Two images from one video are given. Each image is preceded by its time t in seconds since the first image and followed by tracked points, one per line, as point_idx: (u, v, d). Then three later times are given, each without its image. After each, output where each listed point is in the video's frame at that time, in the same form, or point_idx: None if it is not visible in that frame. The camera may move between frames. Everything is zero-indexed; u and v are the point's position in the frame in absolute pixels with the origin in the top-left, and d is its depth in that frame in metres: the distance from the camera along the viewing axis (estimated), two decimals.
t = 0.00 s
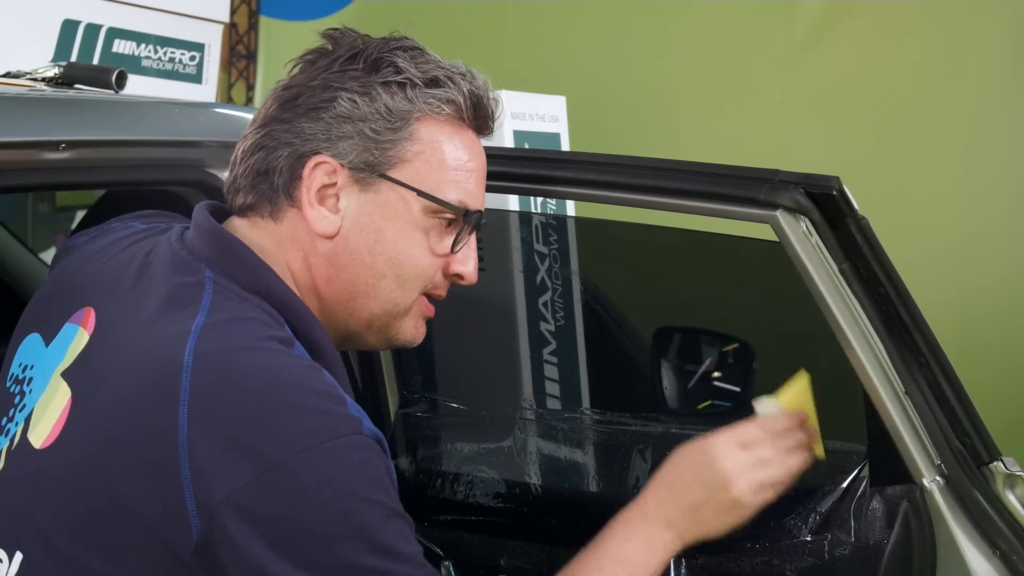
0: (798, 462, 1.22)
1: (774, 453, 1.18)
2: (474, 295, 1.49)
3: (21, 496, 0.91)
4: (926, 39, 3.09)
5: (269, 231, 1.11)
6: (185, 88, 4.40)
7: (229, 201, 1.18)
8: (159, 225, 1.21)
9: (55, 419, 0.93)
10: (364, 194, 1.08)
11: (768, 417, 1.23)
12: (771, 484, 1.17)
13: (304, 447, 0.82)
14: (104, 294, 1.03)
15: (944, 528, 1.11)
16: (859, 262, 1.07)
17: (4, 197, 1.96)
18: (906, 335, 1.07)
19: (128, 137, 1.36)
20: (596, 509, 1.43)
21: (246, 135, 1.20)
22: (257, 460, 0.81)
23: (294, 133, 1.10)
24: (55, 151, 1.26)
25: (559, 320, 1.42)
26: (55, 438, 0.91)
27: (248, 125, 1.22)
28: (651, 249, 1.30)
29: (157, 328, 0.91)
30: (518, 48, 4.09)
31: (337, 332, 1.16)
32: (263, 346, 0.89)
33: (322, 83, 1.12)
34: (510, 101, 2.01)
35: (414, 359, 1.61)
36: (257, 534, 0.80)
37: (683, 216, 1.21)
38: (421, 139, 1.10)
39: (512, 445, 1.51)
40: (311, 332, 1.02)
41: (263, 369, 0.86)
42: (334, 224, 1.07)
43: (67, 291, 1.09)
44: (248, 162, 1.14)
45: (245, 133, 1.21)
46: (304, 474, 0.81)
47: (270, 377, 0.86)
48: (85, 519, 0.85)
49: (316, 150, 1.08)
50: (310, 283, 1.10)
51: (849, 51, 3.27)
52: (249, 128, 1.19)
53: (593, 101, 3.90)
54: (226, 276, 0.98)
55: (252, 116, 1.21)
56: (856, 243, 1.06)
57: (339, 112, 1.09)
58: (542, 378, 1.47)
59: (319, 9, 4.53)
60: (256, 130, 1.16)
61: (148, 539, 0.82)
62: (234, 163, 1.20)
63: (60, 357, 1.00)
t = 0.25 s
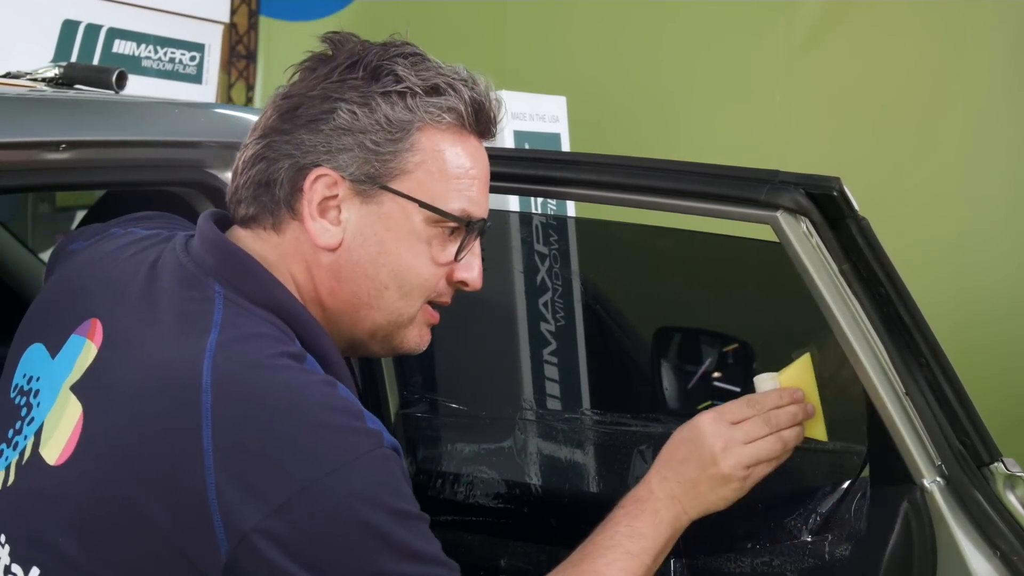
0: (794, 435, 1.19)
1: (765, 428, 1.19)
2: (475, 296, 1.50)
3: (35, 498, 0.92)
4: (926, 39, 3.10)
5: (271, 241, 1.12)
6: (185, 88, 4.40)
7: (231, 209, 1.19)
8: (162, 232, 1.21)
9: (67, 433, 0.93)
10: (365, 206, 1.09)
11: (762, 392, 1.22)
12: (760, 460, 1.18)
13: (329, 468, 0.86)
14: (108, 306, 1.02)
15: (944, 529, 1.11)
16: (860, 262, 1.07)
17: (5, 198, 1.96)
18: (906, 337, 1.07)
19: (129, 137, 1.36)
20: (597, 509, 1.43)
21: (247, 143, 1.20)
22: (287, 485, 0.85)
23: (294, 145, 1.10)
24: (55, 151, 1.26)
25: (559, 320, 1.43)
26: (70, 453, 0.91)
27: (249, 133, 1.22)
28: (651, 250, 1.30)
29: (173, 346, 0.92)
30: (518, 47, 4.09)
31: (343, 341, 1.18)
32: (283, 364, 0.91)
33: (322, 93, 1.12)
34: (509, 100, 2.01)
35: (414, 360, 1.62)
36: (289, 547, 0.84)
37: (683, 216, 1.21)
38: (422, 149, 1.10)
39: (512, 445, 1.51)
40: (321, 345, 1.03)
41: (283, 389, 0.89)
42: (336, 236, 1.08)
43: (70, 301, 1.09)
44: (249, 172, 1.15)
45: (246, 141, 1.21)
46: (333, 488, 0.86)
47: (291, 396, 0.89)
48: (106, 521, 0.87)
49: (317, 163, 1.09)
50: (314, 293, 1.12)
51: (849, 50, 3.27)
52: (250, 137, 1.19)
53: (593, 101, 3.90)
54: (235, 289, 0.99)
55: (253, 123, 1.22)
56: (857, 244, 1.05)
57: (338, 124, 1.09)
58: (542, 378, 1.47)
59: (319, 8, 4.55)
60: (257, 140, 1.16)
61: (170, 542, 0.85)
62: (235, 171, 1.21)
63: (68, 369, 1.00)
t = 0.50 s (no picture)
0: (831, 445, 1.16)
1: (802, 435, 1.15)
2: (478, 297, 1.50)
3: (46, 499, 0.93)
4: (927, 39, 3.10)
5: (280, 249, 1.12)
6: (184, 88, 4.40)
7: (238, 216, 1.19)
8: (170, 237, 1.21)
9: (78, 439, 0.93)
10: (373, 214, 1.09)
11: (802, 398, 1.19)
12: (795, 467, 1.16)
13: (341, 476, 0.86)
14: (116, 312, 1.02)
15: (944, 528, 1.11)
16: (860, 262, 1.07)
17: (5, 198, 1.96)
18: (907, 338, 1.07)
19: (129, 137, 1.36)
20: (597, 508, 1.43)
21: (253, 150, 1.20)
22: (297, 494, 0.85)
23: (301, 153, 1.10)
24: (55, 151, 1.25)
25: (559, 320, 1.43)
26: (81, 459, 0.92)
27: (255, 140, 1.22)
28: (652, 252, 1.30)
29: (181, 355, 0.92)
30: (518, 47, 4.08)
31: (352, 346, 1.19)
32: (294, 375, 0.91)
33: (329, 101, 1.12)
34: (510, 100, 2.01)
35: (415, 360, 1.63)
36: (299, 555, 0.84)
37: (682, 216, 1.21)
38: (429, 156, 1.10)
39: (512, 445, 1.51)
40: (331, 352, 1.03)
41: (293, 400, 0.88)
42: (344, 244, 1.08)
43: (77, 305, 1.09)
44: (256, 179, 1.15)
45: (252, 148, 1.21)
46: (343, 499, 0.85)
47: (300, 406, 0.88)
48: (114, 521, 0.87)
49: (324, 171, 1.09)
50: (322, 300, 1.12)
51: (849, 51, 3.27)
52: (257, 144, 1.19)
53: (593, 101, 3.90)
54: (246, 298, 0.99)
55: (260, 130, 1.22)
56: (857, 244, 1.05)
57: (345, 132, 1.09)
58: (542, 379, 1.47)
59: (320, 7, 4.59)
60: (264, 148, 1.16)
61: (181, 547, 0.85)
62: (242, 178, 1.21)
63: (77, 375, 1.00)
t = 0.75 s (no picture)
0: (848, 442, 1.15)
1: (819, 431, 1.14)
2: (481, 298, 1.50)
3: (47, 499, 0.93)
4: (926, 39, 3.10)
5: (282, 251, 1.12)
6: (184, 88, 4.40)
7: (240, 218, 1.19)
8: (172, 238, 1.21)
9: (80, 442, 0.93)
10: (375, 215, 1.09)
11: (820, 393, 1.17)
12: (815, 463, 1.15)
13: (342, 477, 0.86)
14: (117, 314, 1.02)
15: (944, 529, 1.10)
16: (860, 262, 1.07)
17: (5, 199, 1.96)
18: (908, 338, 1.07)
19: (129, 137, 1.36)
20: (598, 508, 1.43)
21: (255, 152, 1.20)
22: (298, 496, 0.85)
23: (303, 154, 1.10)
24: (55, 151, 1.25)
25: (559, 320, 1.43)
26: (82, 462, 0.92)
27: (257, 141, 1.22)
28: (651, 251, 1.30)
29: (182, 357, 0.92)
30: (517, 47, 4.08)
31: (354, 348, 1.19)
32: (295, 376, 0.91)
33: (331, 102, 1.12)
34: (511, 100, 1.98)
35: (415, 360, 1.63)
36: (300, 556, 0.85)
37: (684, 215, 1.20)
38: (432, 156, 1.10)
39: (512, 445, 1.51)
40: (332, 353, 1.03)
41: (294, 401, 0.89)
42: (346, 245, 1.08)
43: (79, 307, 1.09)
44: (258, 181, 1.15)
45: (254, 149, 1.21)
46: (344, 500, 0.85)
47: (300, 407, 0.88)
48: (117, 523, 0.87)
49: (326, 172, 1.09)
50: (324, 303, 1.12)
51: (849, 51, 3.27)
52: (258, 146, 1.19)
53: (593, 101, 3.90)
54: (248, 301, 0.99)
55: (261, 131, 1.22)
56: (857, 244, 1.05)
57: (347, 133, 1.09)
58: (542, 379, 1.47)
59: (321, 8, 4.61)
60: (266, 150, 1.16)
61: (182, 549, 0.85)
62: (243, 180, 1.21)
63: (78, 377, 1.00)
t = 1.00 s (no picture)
0: (810, 435, 1.17)
1: (780, 429, 1.16)
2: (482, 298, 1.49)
3: (48, 500, 0.93)
4: (927, 39, 3.10)
5: (284, 254, 1.12)
6: (185, 88, 4.41)
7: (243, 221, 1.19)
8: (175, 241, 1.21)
9: (81, 446, 0.93)
10: (378, 218, 1.09)
11: (780, 393, 1.19)
12: (779, 461, 1.16)
13: (342, 479, 0.86)
14: (120, 317, 1.02)
15: (944, 529, 1.10)
16: (860, 262, 1.07)
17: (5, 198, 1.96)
18: (907, 338, 1.07)
19: (128, 137, 1.35)
20: (597, 508, 1.43)
21: (257, 155, 1.20)
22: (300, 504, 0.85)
23: (306, 157, 1.10)
24: (55, 151, 1.25)
25: (559, 320, 1.43)
26: (83, 466, 0.91)
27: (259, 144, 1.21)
28: (652, 252, 1.30)
29: (184, 362, 0.92)
30: (517, 46, 4.08)
31: (357, 351, 1.19)
32: (298, 382, 0.91)
33: (334, 105, 1.12)
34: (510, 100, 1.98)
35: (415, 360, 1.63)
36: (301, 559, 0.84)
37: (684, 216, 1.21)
38: (434, 159, 1.10)
39: (512, 445, 1.51)
40: (332, 354, 1.03)
41: (296, 408, 0.89)
42: (349, 249, 1.08)
43: (81, 309, 1.09)
44: (261, 185, 1.15)
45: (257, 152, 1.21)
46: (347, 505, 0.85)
47: (303, 414, 0.88)
48: (117, 525, 0.87)
49: (329, 175, 1.09)
50: (328, 306, 1.12)
51: (850, 50, 3.27)
52: (261, 149, 1.19)
53: (593, 100, 3.89)
54: (250, 304, 0.99)
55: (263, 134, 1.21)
56: (857, 244, 1.05)
57: (350, 136, 1.09)
58: (542, 379, 1.47)
59: (320, 9, 4.62)
60: (268, 153, 1.16)
61: (183, 552, 0.85)
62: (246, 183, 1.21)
63: (81, 380, 1.00)
